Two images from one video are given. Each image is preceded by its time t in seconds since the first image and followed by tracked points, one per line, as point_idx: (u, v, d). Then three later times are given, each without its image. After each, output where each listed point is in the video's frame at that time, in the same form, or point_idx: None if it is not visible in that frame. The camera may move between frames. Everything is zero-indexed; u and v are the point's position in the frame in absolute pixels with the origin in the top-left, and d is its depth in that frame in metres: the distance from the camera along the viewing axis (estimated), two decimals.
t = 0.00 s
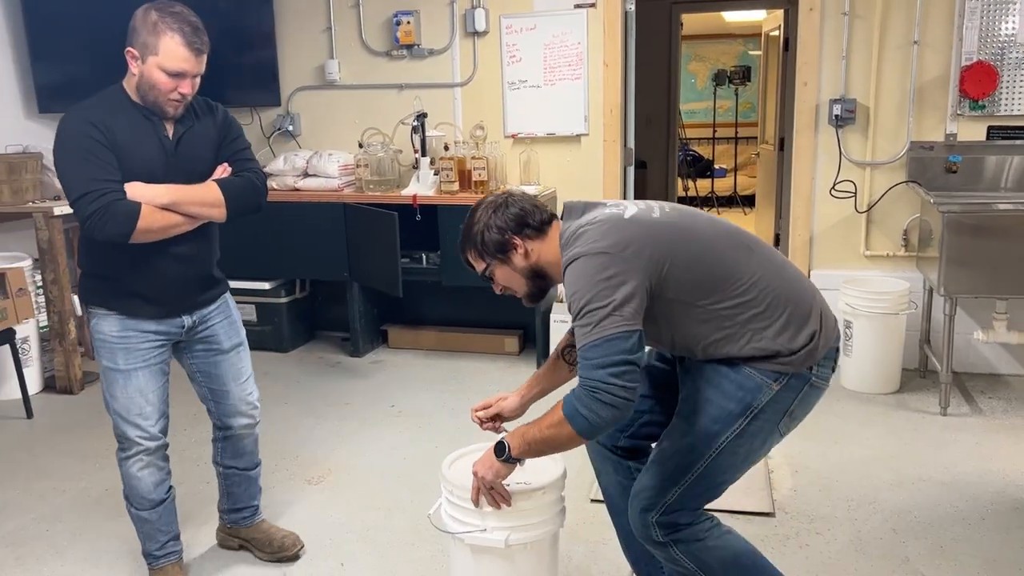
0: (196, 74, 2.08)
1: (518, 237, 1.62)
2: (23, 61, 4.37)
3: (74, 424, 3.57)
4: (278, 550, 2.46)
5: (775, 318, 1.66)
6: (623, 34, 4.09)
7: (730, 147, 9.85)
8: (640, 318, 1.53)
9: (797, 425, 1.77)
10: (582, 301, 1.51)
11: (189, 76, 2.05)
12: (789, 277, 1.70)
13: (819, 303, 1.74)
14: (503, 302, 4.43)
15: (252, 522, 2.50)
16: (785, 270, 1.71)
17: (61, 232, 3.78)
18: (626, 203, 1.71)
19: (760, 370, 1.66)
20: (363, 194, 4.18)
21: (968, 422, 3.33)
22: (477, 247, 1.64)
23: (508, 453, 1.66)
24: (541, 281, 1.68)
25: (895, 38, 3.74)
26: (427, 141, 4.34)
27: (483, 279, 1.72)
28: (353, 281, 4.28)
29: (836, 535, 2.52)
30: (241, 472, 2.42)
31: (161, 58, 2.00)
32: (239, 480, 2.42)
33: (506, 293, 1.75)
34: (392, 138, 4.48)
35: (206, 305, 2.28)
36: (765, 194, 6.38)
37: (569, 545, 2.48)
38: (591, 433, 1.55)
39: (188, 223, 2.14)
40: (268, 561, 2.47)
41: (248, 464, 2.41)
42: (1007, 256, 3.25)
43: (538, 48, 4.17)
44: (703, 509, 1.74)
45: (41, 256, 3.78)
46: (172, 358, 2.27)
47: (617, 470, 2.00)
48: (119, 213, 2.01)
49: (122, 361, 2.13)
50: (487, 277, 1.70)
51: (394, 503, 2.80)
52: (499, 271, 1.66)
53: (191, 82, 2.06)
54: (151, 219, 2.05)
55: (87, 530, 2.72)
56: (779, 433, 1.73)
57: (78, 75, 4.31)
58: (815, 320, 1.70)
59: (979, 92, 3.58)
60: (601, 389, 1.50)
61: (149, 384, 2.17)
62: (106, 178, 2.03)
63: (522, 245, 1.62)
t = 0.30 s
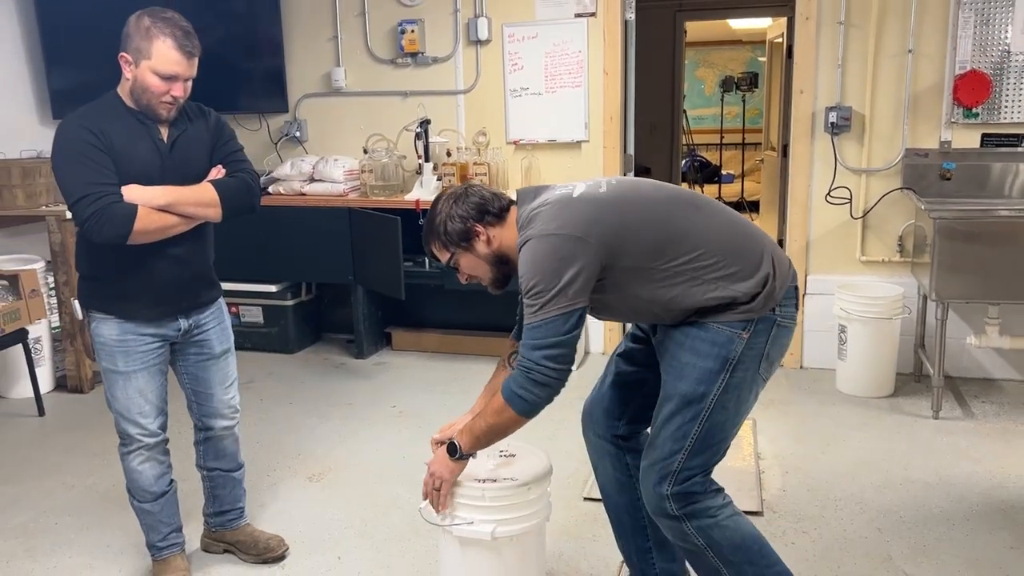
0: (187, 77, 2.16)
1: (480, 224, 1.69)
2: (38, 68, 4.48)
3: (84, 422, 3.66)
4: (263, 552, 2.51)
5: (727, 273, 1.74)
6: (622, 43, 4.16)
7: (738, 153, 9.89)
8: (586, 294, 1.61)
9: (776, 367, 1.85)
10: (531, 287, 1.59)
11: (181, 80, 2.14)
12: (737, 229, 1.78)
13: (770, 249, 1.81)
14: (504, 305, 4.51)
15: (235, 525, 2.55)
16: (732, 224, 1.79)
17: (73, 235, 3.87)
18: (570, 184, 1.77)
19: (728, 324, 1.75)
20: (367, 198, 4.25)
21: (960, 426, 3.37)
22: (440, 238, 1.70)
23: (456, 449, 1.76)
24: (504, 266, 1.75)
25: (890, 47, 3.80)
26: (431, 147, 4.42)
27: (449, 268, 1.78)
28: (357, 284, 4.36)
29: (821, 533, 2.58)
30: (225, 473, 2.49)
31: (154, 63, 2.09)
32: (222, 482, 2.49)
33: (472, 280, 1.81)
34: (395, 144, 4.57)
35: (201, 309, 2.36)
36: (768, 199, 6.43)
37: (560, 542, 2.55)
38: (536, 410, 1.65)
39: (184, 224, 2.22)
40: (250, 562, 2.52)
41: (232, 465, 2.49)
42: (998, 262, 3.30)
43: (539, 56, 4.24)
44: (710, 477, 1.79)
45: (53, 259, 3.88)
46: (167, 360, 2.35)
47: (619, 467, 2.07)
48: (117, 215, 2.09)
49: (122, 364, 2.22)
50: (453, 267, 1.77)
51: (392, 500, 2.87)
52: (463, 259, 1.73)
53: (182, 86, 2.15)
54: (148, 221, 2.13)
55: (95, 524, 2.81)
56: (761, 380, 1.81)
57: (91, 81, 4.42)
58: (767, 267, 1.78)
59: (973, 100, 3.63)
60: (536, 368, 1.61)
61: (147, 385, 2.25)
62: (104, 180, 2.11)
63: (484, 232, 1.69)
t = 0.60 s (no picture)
0: (194, 86, 2.22)
1: (453, 220, 1.73)
2: (53, 75, 4.56)
3: (95, 423, 3.72)
4: (268, 551, 2.55)
5: (694, 259, 1.77)
6: (627, 50, 4.20)
7: (747, 158, 9.89)
8: (549, 288, 1.66)
9: (758, 348, 1.89)
10: (496, 283, 1.64)
11: (188, 87, 2.20)
12: (703, 216, 1.81)
13: (739, 232, 1.84)
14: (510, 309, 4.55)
15: (242, 524, 2.59)
16: (698, 211, 1.82)
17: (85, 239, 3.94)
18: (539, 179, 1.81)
19: (704, 311, 1.79)
20: (375, 203, 4.29)
21: (962, 430, 3.38)
22: (415, 234, 1.75)
23: (445, 457, 1.84)
24: (479, 260, 1.80)
25: (894, 53, 3.82)
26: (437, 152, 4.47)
27: (424, 263, 1.83)
28: (364, 288, 4.41)
29: (820, 535, 2.61)
30: (232, 473, 2.53)
31: (162, 70, 2.14)
32: (231, 482, 2.54)
33: (447, 275, 1.86)
34: (403, 149, 4.62)
35: (209, 313, 2.41)
36: (776, 205, 6.44)
37: (561, 543, 2.58)
38: (505, 402, 1.71)
39: (190, 226, 2.27)
40: (257, 560, 2.56)
41: (239, 465, 2.53)
42: (999, 268, 3.31)
43: (545, 62, 4.29)
44: (710, 465, 1.81)
45: (66, 262, 3.94)
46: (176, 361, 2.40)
47: (620, 466, 2.11)
48: (126, 218, 2.13)
49: (131, 366, 2.27)
50: (428, 262, 1.81)
51: (396, 500, 2.91)
52: (439, 254, 1.78)
53: (189, 93, 2.21)
54: (156, 223, 2.18)
55: (104, 522, 2.86)
56: (745, 362, 1.85)
57: (104, 88, 4.49)
58: (735, 251, 1.81)
59: (975, 106, 3.65)
60: (499, 358, 1.68)
61: (156, 387, 2.30)
62: (111, 184, 2.16)
63: (457, 227, 1.74)
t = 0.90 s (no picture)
0: (206, 94, 2.25)
1: (442, 217, 1.75)
2: (66, 81, 4.62)
3: (106, 425, 3.76)
4: (276, 553, 2.58)
5: (680, 258, 1.80)
6: (634, 56, 4.22)
7: (756, 163, 9.88)
8: (537, 288, 1.68)
9: (750, 344, 1.91)
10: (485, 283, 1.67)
11: (201, 96, 2.23)
12: (689, 214, 1.83)
13: (725, 230, 1.86)
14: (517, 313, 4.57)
15: (251, 525, 2.62)
16: (685, 210, 1.84)
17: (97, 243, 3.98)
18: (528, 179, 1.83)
19: (693, 309, 1.81)
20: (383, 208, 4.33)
21: (969, 436, 3.38)
22: (404, 232, 1.77)
23: (447, 462, 1.84)
24: (470, 257, 1.81)
25: (900, 59, 3.82)
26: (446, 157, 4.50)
27: (416, 262, 1.85)
28: (372, 292, 4.43)
29: (825, 540, 2.61)
30: (241, 476, 2.56)
31: (176, 78, 2.18)
32: (239, 484, 2.57)
33: (437, 271, 1.88)
34: (411, 154, 4.65)
35: (216, 317, 2.44)
36: (785, 210, 6.43)
37: (567, 547, 2.60)
38: (499, 400, 1.73)
39: (200, 231, 2.30)
40: (265, 562, 2.59)
41: (248, 468, 2.56)
42: (1006, 274, 3.31)
43: (553, 68, 4.31)
44: (712, 464, 1.82)
45: (78, 266, 3.99)
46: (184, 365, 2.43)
47: (623, 470, 2.12)
48: (137, 223, 2.16)
49: (140, 371, 2.30)
50: (420, 260, 1.83)
51: (403, 503, 2.94)
52: (430, 252, 1.80)
53: (202, 101, 2.24)
54: (166, 228, 2.21)
55: (115, 524, 2.89)
56: (737, 358, 1.86)
57: (117, 94, 4.54)
58: (721, 249, 1.83)
59: (982, 111, 3.68)
60: (489, 357, 1.70)
61: (165, 391, 2.33)
62: (123, 190, 2.19)
63: (446, 224, 1.76)
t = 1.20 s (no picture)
0: (211, 99, 2.28)
1: (443, 225, 1.77)
2: (75, 87, 4.66)
3: (113, 428, 3.79)
4: (281, 555, 2.60)
5: (679, 259, 1.81)
6: (638, 60, 4.23)
7: (762, 167, 9.87)
8: (538, 293, 1.69)
9: (752, 343, 1.92)
10: (487, 290, 1.68)
11: (206, 101, 2.26)
12: (689, 215, 1.84)
13: (725, 230, 1.87)
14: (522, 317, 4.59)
15: (256, 527, 2.64)
16: (684, 211, 1.84)
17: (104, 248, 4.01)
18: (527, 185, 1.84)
19: (693, 309, 1.82)
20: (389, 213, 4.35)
21: (974, 439, 3.38)
22: (408, 243, 1.79)
23: (451, 467, 1.85)
24: (474, 262, 1.83)
25: (904, 63, 3.83)
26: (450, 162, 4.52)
27: (422, 272, 1.87)
28: (378, 296, 4.46)
29: (829, 543, 2.61)
30: (247, 478, 2.58)
31: (182, 83, 2.20)
32: (244, 487, 2.59)
33: (443, 279, 1.90)
34: (416, 159, 4.67)
35: (220, 321, 2.46)
36: (790, 214, 6.43)
37: (570, 549, 2.61)
38: (503, 405, 1.74)
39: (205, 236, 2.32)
40: (270, 563, 2.61)
41: (253, 470, 2.58)
42: (1009, 277, 3.31)
43: (557, 73, 4.33)
44: (718, 464, 1.83)
45: (85, 270, 4.02)
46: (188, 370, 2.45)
47: (629, 473, 2.13)
48: (138, 227, 2.19)
49: (145, 375, 2.32)
50: (425, 270, 1.85)
51: (407, 506, 2.95)
52: (434, 260, 1.81)
53: (206, 106, 2.27)
54: (169, 233, 2.23)
55: (121, 526, 2.92)
56: (739, 358, 1.87)
57: (125, 99, 4.58)
58: (720, 250, 1.83)
59: (986, 115, 3.66)
60: (493, 362, 1.71)
61: (168, 396, 2.35)
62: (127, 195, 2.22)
63: (448, 232, 1.77)
